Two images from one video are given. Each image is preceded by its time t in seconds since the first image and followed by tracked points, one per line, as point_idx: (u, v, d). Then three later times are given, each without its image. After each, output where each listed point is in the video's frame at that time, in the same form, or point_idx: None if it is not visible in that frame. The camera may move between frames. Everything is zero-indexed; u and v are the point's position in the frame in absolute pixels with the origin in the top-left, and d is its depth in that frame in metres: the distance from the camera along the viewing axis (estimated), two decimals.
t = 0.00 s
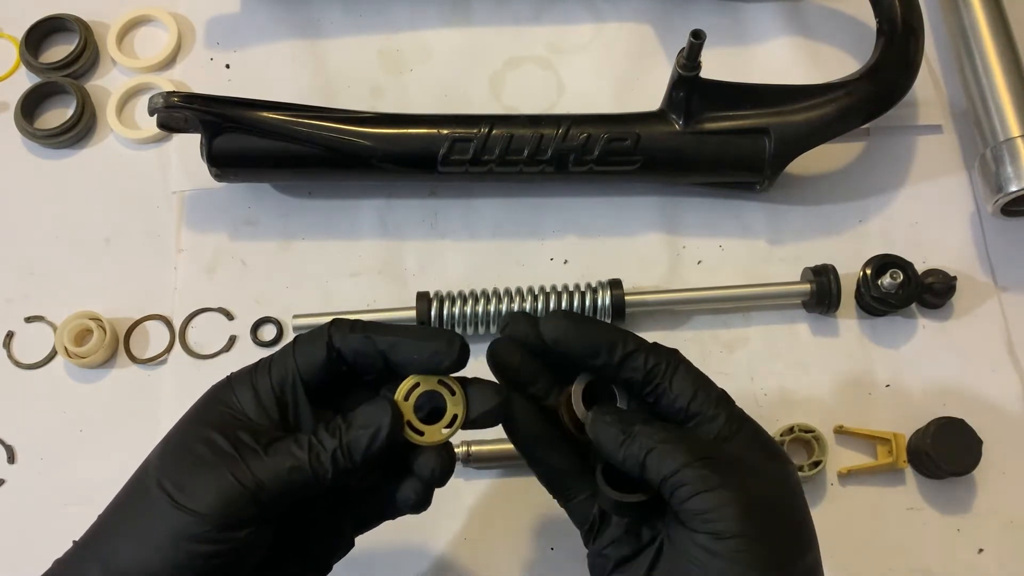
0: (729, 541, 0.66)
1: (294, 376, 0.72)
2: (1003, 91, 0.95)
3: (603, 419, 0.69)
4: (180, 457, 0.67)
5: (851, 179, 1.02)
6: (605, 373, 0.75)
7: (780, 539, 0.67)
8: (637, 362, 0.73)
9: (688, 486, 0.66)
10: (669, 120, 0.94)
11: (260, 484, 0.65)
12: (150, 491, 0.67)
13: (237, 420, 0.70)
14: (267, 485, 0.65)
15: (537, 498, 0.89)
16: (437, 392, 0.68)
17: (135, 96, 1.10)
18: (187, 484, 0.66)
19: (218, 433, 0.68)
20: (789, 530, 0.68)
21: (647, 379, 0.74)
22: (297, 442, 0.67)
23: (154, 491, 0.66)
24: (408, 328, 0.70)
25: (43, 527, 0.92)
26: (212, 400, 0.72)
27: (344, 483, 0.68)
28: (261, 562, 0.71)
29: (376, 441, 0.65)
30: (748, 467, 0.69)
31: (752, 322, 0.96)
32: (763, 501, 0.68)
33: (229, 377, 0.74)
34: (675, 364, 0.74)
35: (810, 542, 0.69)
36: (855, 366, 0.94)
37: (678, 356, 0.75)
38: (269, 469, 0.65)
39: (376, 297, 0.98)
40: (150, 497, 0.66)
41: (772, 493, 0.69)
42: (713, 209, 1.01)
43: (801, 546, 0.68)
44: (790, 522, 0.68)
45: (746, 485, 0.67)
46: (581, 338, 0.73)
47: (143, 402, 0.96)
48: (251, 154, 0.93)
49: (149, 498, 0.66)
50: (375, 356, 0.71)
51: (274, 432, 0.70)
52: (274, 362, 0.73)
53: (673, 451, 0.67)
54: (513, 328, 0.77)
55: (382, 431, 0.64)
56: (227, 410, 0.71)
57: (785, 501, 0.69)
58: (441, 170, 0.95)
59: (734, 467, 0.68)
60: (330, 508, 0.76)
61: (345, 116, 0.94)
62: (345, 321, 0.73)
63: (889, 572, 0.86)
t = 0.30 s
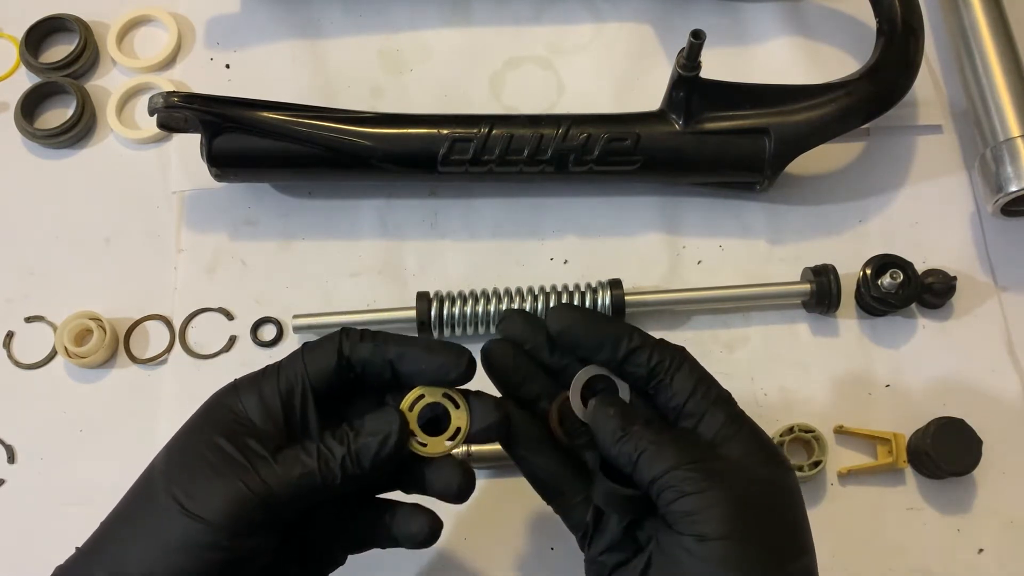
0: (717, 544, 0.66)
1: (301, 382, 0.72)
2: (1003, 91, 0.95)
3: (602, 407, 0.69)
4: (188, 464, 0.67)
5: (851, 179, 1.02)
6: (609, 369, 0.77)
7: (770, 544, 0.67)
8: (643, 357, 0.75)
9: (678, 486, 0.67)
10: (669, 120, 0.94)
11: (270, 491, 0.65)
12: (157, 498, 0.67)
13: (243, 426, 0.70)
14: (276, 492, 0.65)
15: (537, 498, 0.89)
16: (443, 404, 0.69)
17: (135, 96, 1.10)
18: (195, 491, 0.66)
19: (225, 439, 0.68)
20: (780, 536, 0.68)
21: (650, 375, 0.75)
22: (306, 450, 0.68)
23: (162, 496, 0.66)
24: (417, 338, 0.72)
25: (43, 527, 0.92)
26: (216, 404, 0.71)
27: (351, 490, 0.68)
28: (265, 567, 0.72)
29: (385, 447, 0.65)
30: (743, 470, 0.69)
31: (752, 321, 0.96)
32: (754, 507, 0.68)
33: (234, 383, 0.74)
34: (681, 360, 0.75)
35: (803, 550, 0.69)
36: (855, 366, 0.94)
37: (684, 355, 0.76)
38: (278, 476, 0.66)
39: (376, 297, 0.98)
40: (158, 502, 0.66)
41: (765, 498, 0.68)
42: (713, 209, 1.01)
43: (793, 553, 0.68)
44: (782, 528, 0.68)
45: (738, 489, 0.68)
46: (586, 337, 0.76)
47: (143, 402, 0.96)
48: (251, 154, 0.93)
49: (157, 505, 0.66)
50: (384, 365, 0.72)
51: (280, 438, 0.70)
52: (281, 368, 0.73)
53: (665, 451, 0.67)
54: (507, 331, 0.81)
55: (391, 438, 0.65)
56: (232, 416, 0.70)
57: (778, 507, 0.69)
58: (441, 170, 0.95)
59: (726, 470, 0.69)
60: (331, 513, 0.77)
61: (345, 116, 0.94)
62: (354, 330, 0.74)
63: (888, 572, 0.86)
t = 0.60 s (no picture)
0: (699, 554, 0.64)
1: (308, 387, 0.73)
2: (1003, 91, 0.95)
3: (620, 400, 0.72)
4: (203, 474, 0.66)
5: (851, 179, 1.03)
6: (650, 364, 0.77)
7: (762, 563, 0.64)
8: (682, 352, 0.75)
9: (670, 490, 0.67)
10: (669, 120, 0.94)
11: (290, 503, 0.65)
12: (169, 508, 0.65)
13: (256, 433, 0.69)
14: (297, 505, 0.65)
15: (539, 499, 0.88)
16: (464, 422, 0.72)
17: (135, 96, 1.10)
18: (211, 501, 0.65)
19: (242, 449, 0.67)
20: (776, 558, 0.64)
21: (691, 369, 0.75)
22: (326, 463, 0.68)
23: (173, 506, 0.65)
24: (439, 357, 0.73)
25: (43, 527, 0.92)
26: (224, 408, 0.71)
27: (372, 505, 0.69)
28: None
29: (416, 468, 0.68)
30: (748, 476, 0.67)
31: (752, 321, 0.96)
32: (750, 521, 0.65)
33: (232, 383, 0.74)
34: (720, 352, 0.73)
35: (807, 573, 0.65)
36: (855, 366, 0.94)
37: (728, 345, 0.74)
38: (299, 488, 0.66)
39: (376, 297, 0.98)
40: (169, 512, 0.65)
41: (770, 513, 0.66)
42: (713, 209, 1.02)
43: None
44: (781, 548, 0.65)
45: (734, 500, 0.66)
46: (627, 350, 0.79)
47: (143, 402, 0.96)
48: (251, 154, 0.93)
49: (169, 515, 0.65)
50: (396, 374, 0.73)
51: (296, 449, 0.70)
52: (289, 373, 0.73)
53: (660, 451, 0.68)
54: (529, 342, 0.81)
55: (423, 460, 0.68)
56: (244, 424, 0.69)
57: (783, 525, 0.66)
58: (441, 170, 0.95)
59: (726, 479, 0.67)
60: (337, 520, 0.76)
61: (345, 116, 0.94)
62: (364, 338, 0.74)
63: (888, 572, 0.86)
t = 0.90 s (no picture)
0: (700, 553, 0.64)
1: (293, 373, 0.72)
2: (1003, 91, 0.95)
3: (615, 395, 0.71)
4: (188, 459, 0.67)
5: (851, 179, 1.02)
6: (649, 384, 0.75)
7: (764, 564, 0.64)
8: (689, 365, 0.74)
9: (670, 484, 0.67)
10: (669, 120, 0.94)
11: (274, 485, 0.65)
12: (158, 494, 0.66)
13: (242, 419, 0.69)
14: (281, 487, 0.65)
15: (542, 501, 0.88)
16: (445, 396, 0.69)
17: (135, 96, 1.10)
18: (197, 485, 0.65)
19: (227, 434, 0.67)
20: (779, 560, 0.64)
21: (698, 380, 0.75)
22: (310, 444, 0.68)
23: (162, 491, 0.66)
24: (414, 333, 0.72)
25: (43, 527, 0.92)
26: (210, 395, 0.71)
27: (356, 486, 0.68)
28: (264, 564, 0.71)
29: (394, 445, 0.67)
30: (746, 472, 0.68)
31: (752, 321, 0.96)
32: (753, 523, 0.65)
33: (222, 373, 0.73)
34: (727, 361, 0.73)
35: None
36: (855, 366, 0.94)
37: (734, 354, 0.74)
38: (282, 470, 0.66)
39: (376, 297, 0.98)
40: (158, 497, 0.66)
41: (770, 508, 0.66)
42: (713, 209, 1.02)
43: None
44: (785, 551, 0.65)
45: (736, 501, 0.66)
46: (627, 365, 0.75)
47: (143, 402, 0.96)
48: (251, 154, 0.93)
49: (158, 501, 0.65)
50: (378, 356, 0.73)
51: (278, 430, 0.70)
52: (272, 359, 0.73)
53: (660, 449, 0.68)
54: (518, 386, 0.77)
55: (401, 437, 0.66)
56: (227, 408, 0.70)
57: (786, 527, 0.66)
58: (441, 170, 0.95)
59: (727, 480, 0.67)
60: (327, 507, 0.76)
61: (345, 116, 0.94)
62: (346, 321, 0.74)
63: (888, 572, 0.86)
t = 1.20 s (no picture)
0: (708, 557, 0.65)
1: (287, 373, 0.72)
2: (1003, 91, 0.95)
3: (592, 399, 0.67)
4: (178, 455, 0.67)
5: (850, 179, 1.02)
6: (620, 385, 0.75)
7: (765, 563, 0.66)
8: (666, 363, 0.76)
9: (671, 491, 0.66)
10: (669, 120, 0.94)
11: (258, 482, 0.65)
12: (149, 488, 0.67)
13: (234, 416, 0.70)
14: (265, 484, 0.65)
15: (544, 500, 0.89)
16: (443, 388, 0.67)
17: (135, 96, 1.10)
18: (186, 480, 0.66)
19: (215, 430, 0.68)
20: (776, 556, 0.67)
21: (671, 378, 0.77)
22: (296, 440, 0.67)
23: (154, 486, 0.67)
24: (406, 328, 0.71)
25: (43, 527, 0.92)
26: (206, 393, 0.72)
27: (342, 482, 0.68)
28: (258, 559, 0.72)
29: (376, 440, 0.65)
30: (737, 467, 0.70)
31: (752, 321, 0.96)
32: (752, 517, 0.67)
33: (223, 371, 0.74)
34: (704, 361, 0.76)
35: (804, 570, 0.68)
36: (855, 366, 0.94)
37: (707, 353, 0.77)
38: (266, 466, 0.65)
39: (376, 297, 0.98)
40: (150, 491, 0.67)
41: (764, 496, 0.69)
42: (713, 209, 1.02)
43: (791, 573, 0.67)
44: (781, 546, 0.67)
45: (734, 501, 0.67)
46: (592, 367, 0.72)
47: (143, 402, 0.96)
48: (251, 154, 0.93)
49: (150, 494, 0.66)
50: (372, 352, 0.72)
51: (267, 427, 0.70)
52: (269, 359, 0.72)
53: (653, 456, 0.67)
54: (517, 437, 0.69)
55: (382, 432, 0.65)
56: (220, 405, 0.70)
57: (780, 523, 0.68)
58: (441, 170, 0.95)
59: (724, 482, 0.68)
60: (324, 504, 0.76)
61: (345, 116, 0.94)
62: (343, 322, 0.73)
63: (888, 572, 0.86)
